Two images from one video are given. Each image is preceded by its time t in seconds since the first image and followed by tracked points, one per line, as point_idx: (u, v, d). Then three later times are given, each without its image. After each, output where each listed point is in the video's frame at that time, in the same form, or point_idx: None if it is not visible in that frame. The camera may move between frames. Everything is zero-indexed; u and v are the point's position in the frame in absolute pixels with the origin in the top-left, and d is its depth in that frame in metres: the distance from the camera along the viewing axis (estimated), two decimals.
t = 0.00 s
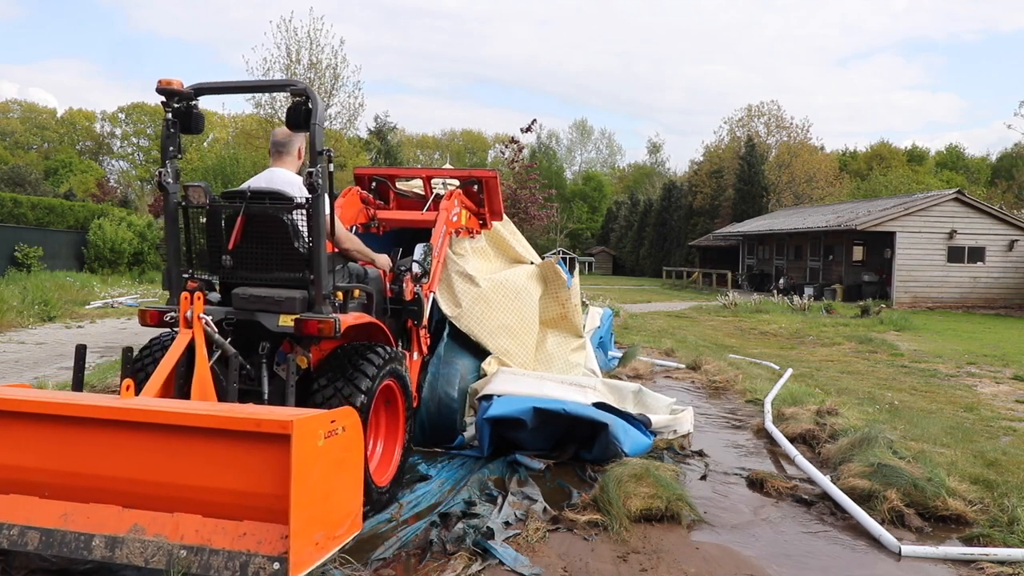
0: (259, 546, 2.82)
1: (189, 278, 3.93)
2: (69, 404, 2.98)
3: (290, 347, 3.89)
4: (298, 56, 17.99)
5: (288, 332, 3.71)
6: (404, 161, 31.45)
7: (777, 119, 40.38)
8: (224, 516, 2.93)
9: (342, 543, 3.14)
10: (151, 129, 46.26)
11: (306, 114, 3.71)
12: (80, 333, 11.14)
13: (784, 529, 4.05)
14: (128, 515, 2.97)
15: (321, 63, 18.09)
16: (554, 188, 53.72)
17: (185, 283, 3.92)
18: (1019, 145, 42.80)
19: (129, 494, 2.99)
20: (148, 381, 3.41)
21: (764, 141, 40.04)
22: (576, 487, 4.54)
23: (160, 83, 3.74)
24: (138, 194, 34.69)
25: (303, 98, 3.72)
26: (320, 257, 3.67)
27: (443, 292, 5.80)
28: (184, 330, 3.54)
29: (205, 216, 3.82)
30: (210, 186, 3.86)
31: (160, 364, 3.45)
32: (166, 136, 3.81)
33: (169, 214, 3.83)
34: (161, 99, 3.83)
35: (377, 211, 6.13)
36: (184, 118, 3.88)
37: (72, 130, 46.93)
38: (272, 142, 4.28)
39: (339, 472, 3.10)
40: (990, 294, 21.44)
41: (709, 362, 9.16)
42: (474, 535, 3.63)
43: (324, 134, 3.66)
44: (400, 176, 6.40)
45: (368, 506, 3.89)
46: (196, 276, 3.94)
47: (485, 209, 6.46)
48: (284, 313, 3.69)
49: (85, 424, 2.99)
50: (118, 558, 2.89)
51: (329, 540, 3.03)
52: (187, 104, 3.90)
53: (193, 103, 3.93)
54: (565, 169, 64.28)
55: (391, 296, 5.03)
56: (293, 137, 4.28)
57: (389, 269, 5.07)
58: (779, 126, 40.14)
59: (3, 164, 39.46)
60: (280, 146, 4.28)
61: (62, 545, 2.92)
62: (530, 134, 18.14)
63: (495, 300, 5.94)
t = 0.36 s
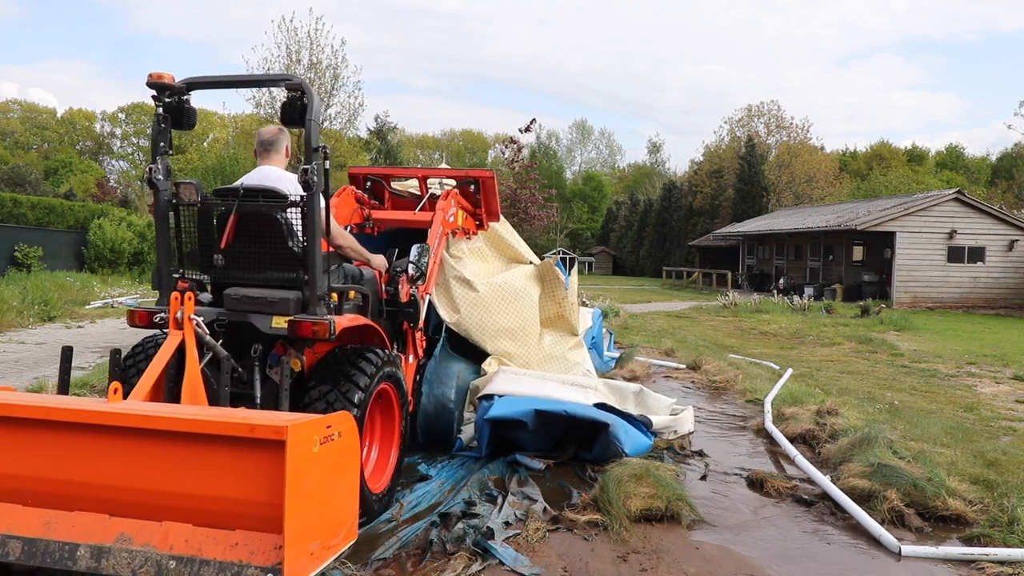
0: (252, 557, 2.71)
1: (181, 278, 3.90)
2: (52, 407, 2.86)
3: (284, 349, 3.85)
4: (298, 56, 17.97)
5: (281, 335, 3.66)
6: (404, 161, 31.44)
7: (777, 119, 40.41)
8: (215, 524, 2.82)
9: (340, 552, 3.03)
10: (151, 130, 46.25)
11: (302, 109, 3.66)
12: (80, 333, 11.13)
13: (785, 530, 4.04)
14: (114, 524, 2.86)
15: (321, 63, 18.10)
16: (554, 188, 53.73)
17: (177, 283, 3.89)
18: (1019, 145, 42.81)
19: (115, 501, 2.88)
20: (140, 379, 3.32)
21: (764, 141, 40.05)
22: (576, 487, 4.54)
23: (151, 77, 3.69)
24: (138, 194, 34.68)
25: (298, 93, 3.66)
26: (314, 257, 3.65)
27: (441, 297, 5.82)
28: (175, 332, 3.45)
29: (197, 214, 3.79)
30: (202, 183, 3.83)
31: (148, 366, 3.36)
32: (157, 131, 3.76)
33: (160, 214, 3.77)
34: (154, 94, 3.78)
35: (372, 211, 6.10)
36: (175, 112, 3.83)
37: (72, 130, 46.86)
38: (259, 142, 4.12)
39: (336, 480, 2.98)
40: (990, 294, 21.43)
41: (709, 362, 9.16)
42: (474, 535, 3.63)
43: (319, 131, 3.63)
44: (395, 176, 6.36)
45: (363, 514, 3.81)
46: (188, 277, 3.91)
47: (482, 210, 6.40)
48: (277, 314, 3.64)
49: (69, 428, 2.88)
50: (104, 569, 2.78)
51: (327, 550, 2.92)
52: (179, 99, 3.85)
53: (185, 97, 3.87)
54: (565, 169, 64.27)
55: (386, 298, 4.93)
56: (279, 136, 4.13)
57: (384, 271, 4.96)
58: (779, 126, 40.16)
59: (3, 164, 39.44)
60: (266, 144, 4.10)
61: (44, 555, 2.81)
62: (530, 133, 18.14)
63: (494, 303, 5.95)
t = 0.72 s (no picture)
0: (241, 567, 2.65)
1: (169, 280, 3.82)
2: (33, 413, 2.80)
3: (274, 352, 3.70)
4: (298, 56, 17.99)
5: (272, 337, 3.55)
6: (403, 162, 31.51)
7: (777, 119, 40.44)
8: (203, 534, 2.76)
9: (333, 560, 2.96)
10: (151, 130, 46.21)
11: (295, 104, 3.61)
12: (81, 334, 11.14)
13: (787, 530, 4.04)
14: (99, 534, 2.81)
15: (321, 63, 18.12)
16: (554, 188, 53.74)
17: (165, 284, 3.81)
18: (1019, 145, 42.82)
19: (99, 510, 2.83)
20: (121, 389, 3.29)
21: (764, 141, 40.07)
22: (576, 487, 4.54)
23: (138, 70, 3.63)
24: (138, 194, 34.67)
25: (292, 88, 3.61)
26: (305, 257, 3.56)
27: (441, 299, 5.79)
28: (161, 333, 3.40)
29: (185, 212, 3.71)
30: (190, 180, 3.74)
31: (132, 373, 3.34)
32: (145, 126, 3.64)
33: (147, 212, 3.66)
34: (140, 89, 3.69)
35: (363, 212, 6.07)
36: (163, 107, 3.74)
37: (72, 130, 46.80)
38: (248, 141, 4.10)
39: (329, 486, 2.91)
40: (990, 294, 21.43)
41: (709, 362, 9.16)
42: (474, 535, 3.63)
43: (312, 126, 3.54)
44: (388, 177, 6.30)
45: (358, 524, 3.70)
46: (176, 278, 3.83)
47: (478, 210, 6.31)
48: (267, 315, 3.53)
49: (50, 436, 2.82)
50: None
51: (319, 559, 2.86)
52: (166, 93, 3.77)
53: (173, 92, 3.80)
54: (566, 169, 64.27)
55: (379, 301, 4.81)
56: (269, 133, 4.10)
57: (378, 273, 4.88)
58: (779, 126, 40.19)
59: (3, 164, 39.40)
60: (256, 142, 4.08)
61: (25, 567, 2.75)
62: (530, 133, 18.16)
63: (496, 303, 5.95)
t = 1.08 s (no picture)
0: None
1: (160, 280, 3.74)
2: (13, 419, 2.69)
3: (267, 356, 3.63)
4: (298, 57, 18.02)
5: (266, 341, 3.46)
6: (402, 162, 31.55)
7: (777, 119, 40.46)
8: (189, 548, 2.63)
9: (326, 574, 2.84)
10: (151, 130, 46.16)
11: (290, 101, 3.50)
12: (81, 333, 11.14)
13: (787, 531, 4.04)
14: (81, 545, 2.69)
15: (321, 63, 18.13)
16: (554, 188, 53.75)
17: (157, 285, 3.72)
18: (1019, 145, 42.83)
19: (80, 520, 2.71)
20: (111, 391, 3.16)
21: (764, 141, 40.08)
22: (576, 487, 4.54)
23: (130, 64, 3.46)
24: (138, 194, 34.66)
25: (287, 83, 3.50)
26: (301, 259, 3.47)
27: (441, 300, 5.78)
28: (151, 336, 3.28)
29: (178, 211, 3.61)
30: (183, 178, 3.64)
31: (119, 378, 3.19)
32: (137, 122, 3.51)
33: (139, 210, 3.55)
34: (132, 83, 3.56)
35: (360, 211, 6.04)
36: (156, 103, 3.59)
37: (72, 130, 46.76)
38: (238, 139, 4.11)
39: (322, 498, 2.79)
40: (990, 294, 21.43)
41: (708, 362, 9.16)
42: (474, 535, 3.63)
43: (309, 124, 3.45)
44: (385, 177, 6.31)
45: (350, 533, 3.59)
46: (168, 278, 3.75)
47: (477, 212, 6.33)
48: (262, 319, 3.45)
49: (32, 443, 2.70)
50: None
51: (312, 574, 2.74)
52: (159, 88, 3.61)
53: (167, 86, 3.64)
54: (566, 169, 64.30)
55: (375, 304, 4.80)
56: (260, 130, 4.09)
57: (374, 275, 4.83)
58: (779, 126, 40.21)
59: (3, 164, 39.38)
60: (247, 140, 4.07)
61: None
62: (530, 133, 18.18)
63: (496, 304, 5.95)
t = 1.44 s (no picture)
0: None
1: (154, 281, 3.68)
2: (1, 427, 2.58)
3: (264, 361, 3.55)
4: (298, 57, 18.02)
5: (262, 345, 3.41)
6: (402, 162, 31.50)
7: (777, 119, 40.47)
8: (182, 563, 2.54)
9: None
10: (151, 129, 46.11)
11: (291, 98, 3.44)
12: (81, 334, 11.14)
13: (788, 531, 4.04)
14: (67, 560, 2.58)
15: (321, 63, 18.13)
16: (554, 188, 53.76)
17: (150, 286, 3.66)
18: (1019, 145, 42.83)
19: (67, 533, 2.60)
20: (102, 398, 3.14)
21: (764, 141, 40.08)
22: (576, 487, 4.55)
23: (126, 58, 3.43)
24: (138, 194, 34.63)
25: (287, 80, 3.45)
26: (300, 261, 3.43)
27: (441, 301, 5.77)
28: (144, 340, 3.30)
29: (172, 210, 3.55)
30: (178, 176, 3.58)
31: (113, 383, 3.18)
32: (130, 118, 3.46)
33: (131, 209, 3.49)
34: (126, 77, 3.50)
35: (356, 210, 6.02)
36: (150, 99, 3.54)
37: (72, 130, 46.74)
38: (235, 136, 4.06)
39: (322, 512, 2.72)
40: (990, 294, 21.42)
41: (709, 362, 9.16)
42: (474, 535, 3.63)
43: (310, 122, 3.41)
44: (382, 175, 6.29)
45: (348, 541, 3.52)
46: (161, 279, 3.69)
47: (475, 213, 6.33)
48: (258, 322, 3.39)
49: (18, 452, 2.60)
50: None
51: None
52: (154, 84, 3.57)
53: (161, 82, 3.60)
54: (566, 169, 64.30)
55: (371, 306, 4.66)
56: (259, 129, 4.03)
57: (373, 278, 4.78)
58: (779, 126, 40.21)
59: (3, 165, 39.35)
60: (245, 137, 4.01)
61: None
62: (530, 133, 18.19)
63: (495, 305, 5.96)
